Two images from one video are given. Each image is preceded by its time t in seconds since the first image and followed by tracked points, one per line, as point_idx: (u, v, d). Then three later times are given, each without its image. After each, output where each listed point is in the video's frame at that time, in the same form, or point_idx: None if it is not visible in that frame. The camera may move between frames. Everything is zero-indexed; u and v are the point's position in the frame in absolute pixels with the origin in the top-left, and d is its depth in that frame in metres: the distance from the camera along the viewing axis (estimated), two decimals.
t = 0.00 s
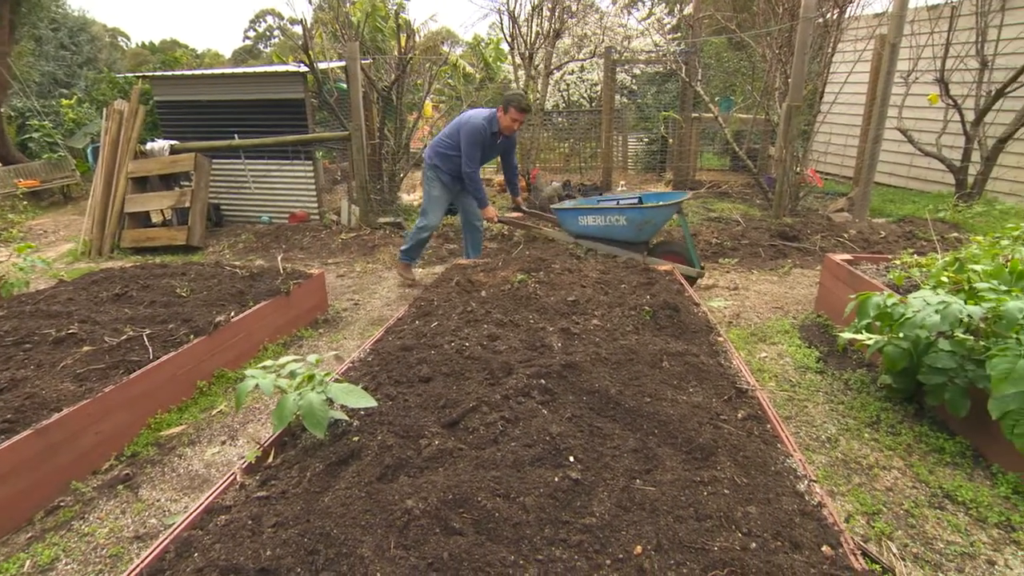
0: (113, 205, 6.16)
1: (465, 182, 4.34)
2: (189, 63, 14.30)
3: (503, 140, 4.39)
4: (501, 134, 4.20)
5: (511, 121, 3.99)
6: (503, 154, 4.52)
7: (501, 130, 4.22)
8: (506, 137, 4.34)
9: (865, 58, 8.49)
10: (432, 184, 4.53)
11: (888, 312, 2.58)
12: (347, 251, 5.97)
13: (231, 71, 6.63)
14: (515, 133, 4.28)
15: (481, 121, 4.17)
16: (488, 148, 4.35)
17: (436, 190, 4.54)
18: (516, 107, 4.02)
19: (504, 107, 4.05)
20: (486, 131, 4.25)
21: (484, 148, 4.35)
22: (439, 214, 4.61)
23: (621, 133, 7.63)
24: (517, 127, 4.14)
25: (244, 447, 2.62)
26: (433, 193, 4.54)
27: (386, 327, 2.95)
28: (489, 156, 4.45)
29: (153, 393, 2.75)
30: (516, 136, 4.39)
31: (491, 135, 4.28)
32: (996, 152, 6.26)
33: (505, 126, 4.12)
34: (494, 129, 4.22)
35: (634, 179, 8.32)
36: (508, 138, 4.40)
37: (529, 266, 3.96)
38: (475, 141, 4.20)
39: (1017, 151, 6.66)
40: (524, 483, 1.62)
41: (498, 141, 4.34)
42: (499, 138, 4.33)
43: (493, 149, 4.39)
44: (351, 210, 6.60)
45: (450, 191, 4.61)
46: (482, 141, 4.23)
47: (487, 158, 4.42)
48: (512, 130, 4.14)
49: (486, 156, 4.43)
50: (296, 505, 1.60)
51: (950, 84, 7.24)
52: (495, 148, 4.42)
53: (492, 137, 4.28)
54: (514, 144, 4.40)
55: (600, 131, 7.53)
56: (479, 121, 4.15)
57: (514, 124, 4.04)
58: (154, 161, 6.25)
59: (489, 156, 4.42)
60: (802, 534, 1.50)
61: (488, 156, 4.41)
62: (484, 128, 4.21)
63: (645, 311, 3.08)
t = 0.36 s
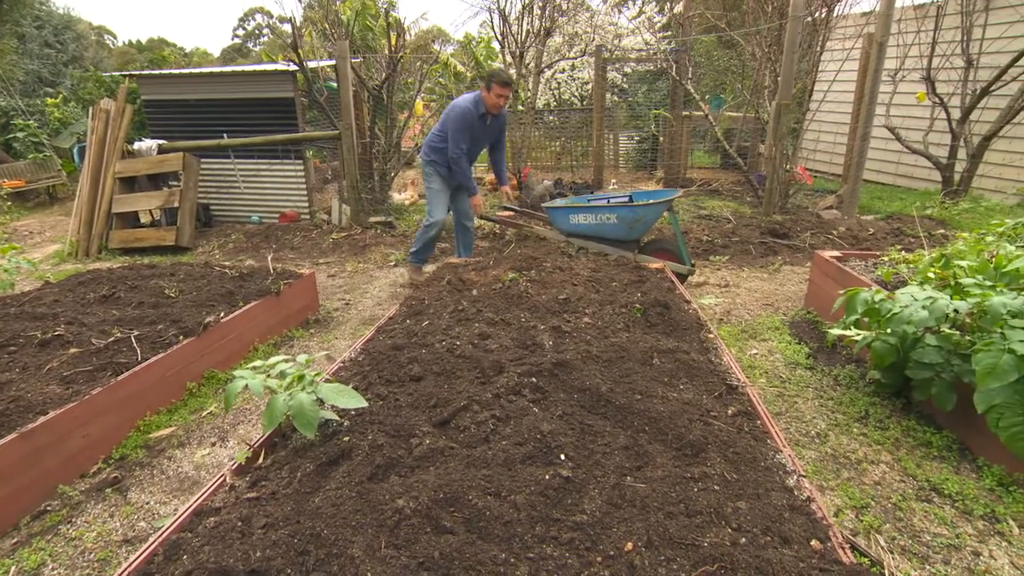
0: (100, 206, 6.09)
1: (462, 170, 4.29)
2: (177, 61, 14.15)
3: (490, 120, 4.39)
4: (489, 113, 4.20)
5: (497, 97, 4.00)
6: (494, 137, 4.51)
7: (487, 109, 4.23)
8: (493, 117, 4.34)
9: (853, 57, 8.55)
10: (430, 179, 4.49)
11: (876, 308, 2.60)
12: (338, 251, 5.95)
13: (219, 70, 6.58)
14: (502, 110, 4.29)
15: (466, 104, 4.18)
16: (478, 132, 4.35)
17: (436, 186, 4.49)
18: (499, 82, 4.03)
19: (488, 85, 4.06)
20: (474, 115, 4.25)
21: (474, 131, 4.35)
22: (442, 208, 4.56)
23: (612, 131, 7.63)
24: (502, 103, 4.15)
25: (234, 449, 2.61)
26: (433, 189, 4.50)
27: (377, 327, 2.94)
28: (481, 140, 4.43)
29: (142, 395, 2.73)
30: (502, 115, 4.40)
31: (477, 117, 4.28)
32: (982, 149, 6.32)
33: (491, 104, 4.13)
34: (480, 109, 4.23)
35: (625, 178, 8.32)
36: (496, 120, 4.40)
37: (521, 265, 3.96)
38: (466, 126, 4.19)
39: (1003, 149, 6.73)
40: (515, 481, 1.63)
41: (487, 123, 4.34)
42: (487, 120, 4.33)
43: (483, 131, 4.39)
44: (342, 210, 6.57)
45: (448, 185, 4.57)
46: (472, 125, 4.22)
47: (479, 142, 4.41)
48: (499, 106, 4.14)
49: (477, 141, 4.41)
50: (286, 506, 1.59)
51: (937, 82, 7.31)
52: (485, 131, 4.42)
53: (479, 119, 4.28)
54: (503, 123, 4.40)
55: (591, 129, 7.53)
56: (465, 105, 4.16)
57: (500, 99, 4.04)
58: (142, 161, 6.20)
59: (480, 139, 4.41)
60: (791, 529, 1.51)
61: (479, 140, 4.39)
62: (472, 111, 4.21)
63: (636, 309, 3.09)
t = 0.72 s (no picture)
0: (92, 208, 6.05)
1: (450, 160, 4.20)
2: (169, 62, 14.09)
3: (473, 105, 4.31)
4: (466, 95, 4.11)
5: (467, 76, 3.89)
6: (482, 125, 4.40)
7: (464, 92, 4.16)
8: (474, 100, 4.26)
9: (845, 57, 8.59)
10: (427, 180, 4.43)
11: (868, 307, 2.62)
12: (332, 252, 5.93)
13: (211, 71, 6.56)
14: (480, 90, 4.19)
15: (442, 91, 4.15)
16: (462, 121, 4.27)
17: (433, 183, 4.42)
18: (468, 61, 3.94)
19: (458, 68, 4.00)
20: (453, 104, 4.19)
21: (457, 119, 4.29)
22: (446, 205, 4.46)
23: (606, 132, 7.65)
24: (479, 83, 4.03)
25: (227, 452, 2.60)
26: (432, 187, 4.43)
27: (371, 328, 2.93)
28: (467, 130, 4.34)
29: (133, 398, 2.71)
30: (485, 96, 4.31)
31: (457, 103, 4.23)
32: (972, 150, 6.37)
33: (465, 85, 4.03)
34: (457, 94, 4.17)
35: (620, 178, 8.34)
36: (478, 105, 4.30)
37: (515, 265, 3.96)
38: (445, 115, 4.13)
39: (992, 149, 6.79)
40: (509, 483, 1.63)
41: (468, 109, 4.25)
42: (467, 107, 4.24)
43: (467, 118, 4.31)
44: (336, 211, 6.55)
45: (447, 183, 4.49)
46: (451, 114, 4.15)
47: (466, 129, 4.32)
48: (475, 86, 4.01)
49: (463, 130, 4.32)
50: (280, 509, 1.58)
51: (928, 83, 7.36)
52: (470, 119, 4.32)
53: (459, 104, 4.23)
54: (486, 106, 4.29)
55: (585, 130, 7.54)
56: (439, 93, 4.14)
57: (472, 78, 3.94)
58: (134, 163, 6.16)
59: (467, 127, 4.32)
60: (784, 527, 1.52)
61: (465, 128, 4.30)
62: (448, 99, 4.16)
63: (630, 310, 3.09)
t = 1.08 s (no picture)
0: (84, 210, 6.01)
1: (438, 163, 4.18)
2: (163, 64, 14.03)
3: (461, 104, 4.28)
4: (451, 95, 4.08)
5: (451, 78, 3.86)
6: (471, 125, 4.37)
7: (449, 93, 4.13)
8: (461, 99, 4.22)
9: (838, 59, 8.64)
10: (419, 186, 4.42)
11: (861, 307, 2.63)
12: (327, 254, 5.91)
13: (205, 73, 6.53)
14: (465, 89, 4.16)
15: (426, 94, 4.14)
16: (449, 123, 4.25)
17: (425, 188, 4.41)
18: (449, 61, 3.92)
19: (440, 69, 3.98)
20: (439, 106, 4.18)
21: (444, 121, 4.26)
22: (438, 210, 4.44)
23: (601, 133, 7.66)
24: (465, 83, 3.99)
25: (221, 455, 2.59)
26: (423, 192, 4.42)
27: (366, 330, 2.92)
28: (455, 131, 4.31)
29: (125, 402, 2.69)
30: (472, 94, 4.27)
31: (444, 104, 4.20)
32: (963, 150, 6.41)
33: (450, 85, 3.99)
34: (442, 95, 4.14)
35: (614, 179, 8.35)
36: (465, 105, 4.27)
37: (510, 266, 3.96)
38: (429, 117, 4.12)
39: (983, 150, 6.84)
40: (504, 484, 1.62)
41: (454, 110, 4.23)
42: (453, 107, 4.22)
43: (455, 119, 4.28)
44: (330, 213, 6.53)
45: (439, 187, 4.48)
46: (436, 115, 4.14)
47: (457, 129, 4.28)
48: (459, 86, 3.97)
49: (451, 131, 4.29)
50: (274, 512, 1.58)
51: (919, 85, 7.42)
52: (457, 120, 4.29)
53: (446, 105, 4.20)
54: (472, 105, 4.27)
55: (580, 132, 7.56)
56: (424, 96, 4.13)
57: (456, 80, 3.91)
58: (127, 165, 6.12)
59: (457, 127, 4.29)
60: (778, 527, 1.52)
61: (452, 129, 4.28)
62: (433, 101, 4.15)
63: (625, 311, 3.10)
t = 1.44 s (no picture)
0: (78, 212, 5.98)
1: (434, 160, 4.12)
2: (157, 65, 13.95)
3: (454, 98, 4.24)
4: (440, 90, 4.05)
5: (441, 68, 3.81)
6: (467, 119, 4.30)
7: (439, 89, 4.11)
8: (452, 94, 4.19)
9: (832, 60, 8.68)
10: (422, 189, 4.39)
11: (855, 307, 2.64)
12: (323, 256, 5.90)
13: (199, 74, 6.51)
14: (454, 82, 4.12)
15: (417, 94, 4.13)
16: (443, 119, 4.20)
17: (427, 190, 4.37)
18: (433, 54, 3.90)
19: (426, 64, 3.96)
20: (431, 104, 4.15)
21: (439, 118, 4.22)
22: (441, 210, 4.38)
23: (597, 133, 7.67)
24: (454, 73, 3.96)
25: (215, 458, 2.58)
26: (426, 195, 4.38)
27: (361, 332, 2.92)
28: (451, 127, 4.25)
29: (119, 405, 2.67)
30: (463, 86, 4.22)
31: (436, 100, 4.17)
32: (956, 151, 6.45)
33: (438, 80, 3.97)
34: (432, 92, 4.12)
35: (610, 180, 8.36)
36: (458, 99, 4.22)
37: (506, 267, 3.95)
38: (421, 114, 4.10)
39: (976, 150, 6.88)
40: (499, 486, 1.62)
41: (446, 105, 4.19)
42: (446, 102, 4.18)
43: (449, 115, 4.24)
44: (326, 214, 6.52)
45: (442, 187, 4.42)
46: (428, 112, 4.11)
47: (453, 123, 4.24)
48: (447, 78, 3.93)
49: (446, 127, 4.24)
50: (268, 514, 1.57)
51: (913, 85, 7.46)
52: (452, 116, 4.24)
53: (438, 101, 4.17)
54: (465, 98, 4.22)
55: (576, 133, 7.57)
56: (414, 95, 4.13)
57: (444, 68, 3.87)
58: (121, 167, 6.10)
59: (453, 121, 4.24)
60: (773, 527, 1.53)
61: (448, 125, 4.22)
62: (424, 99, 4.13)
63: (621, 311, 3.10)
